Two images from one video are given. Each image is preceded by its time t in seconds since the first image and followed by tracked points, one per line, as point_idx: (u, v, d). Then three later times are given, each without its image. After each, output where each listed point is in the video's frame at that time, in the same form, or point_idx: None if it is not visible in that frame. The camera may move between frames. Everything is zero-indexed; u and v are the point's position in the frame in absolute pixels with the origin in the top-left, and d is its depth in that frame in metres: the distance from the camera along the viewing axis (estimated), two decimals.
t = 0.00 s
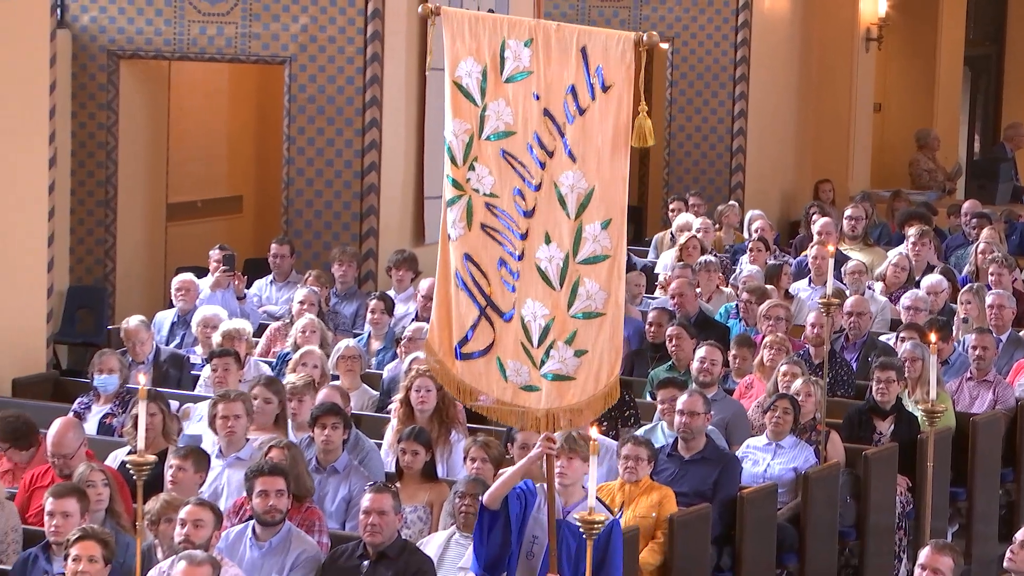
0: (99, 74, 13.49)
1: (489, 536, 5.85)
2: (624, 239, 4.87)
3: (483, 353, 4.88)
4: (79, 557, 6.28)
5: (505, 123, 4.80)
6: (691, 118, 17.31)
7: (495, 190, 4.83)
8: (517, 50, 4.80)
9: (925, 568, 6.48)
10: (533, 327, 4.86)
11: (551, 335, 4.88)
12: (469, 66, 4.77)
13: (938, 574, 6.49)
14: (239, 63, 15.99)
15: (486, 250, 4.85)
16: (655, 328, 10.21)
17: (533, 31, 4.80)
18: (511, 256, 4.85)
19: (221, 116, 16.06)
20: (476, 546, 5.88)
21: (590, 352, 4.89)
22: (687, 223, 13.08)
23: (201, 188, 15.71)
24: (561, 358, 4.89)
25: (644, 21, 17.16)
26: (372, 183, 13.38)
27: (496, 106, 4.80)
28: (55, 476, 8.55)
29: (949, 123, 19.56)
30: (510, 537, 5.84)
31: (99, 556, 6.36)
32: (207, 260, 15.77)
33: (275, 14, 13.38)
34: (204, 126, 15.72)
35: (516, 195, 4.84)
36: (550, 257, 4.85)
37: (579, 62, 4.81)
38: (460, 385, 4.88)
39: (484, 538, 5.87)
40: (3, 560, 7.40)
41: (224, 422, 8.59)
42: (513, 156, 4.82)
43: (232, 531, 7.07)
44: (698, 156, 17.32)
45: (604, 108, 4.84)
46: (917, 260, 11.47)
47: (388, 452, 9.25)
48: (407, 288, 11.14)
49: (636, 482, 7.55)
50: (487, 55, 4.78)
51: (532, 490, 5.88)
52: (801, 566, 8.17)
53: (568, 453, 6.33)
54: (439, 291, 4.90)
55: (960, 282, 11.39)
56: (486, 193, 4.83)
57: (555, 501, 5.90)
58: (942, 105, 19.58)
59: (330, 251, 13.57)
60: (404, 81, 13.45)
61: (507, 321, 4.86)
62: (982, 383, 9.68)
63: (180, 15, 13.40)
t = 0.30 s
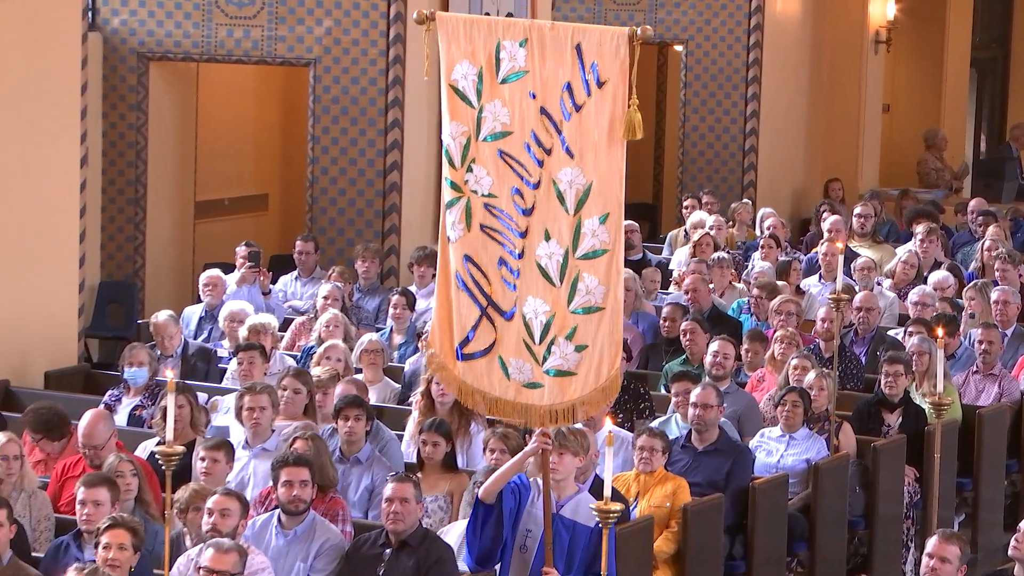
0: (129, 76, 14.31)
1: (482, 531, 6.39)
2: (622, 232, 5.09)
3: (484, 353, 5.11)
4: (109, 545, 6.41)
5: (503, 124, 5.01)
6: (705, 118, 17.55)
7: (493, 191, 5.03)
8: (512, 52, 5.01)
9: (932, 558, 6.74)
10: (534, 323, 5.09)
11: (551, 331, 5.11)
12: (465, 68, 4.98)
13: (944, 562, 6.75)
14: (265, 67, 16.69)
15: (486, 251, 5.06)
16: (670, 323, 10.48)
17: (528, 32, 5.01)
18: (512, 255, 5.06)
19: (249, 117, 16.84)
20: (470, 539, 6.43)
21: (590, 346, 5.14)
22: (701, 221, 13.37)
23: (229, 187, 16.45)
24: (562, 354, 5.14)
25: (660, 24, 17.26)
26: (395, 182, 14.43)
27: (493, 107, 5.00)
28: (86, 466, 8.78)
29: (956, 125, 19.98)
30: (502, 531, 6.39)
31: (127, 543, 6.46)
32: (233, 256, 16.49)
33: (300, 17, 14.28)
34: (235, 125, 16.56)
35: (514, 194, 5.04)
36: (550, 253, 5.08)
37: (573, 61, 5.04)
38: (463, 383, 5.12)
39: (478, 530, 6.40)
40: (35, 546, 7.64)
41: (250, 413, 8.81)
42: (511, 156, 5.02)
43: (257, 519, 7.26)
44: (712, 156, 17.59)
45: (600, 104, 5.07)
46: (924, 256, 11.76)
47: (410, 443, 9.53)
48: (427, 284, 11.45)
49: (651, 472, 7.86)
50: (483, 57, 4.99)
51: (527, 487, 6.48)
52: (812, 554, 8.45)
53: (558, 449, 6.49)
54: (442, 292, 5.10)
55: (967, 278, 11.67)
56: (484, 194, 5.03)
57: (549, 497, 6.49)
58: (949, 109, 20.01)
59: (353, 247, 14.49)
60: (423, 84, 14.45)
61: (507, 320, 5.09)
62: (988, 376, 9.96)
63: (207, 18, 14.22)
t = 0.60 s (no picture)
0: (159, 77, 14.70)
1: (481, 534, 6.54)
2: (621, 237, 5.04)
3: (484, 357, 5.05)
4: (140, 533, 6.54)
5: (501, 131, 4.95)
6: (719, 119, 17.87)
7: (492, 197, 4.97)
8: (510, 60, 4.94)
9: (940, 546, 6.84)
10: (533, 329, 5.01)
11: (550, 335, 5.04)
12: (462, 77, 4.93)
13: (953, 551, 6.86)
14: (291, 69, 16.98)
15: (485, 256, 5.00)
16: (685, 319, 10.76)
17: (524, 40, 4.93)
18: (510, 261, 5.00)
19: (274, 119, 17.14)
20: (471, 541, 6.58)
21: (589, 350, 5.07)
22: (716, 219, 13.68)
23: (254, 186, 16.82)
24: (561, 358, 5.06)
25: (675, 28, 17.55)
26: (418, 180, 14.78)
27: (491, 115, 4.94)
28: (117, 457, 9.00)
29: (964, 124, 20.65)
30: (499, 537, 6.52)
31: (156, 533, 6.59)
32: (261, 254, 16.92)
33: (324, 20, 14.64)
34: (260, 126, 16.86)
35: (512, 201, 4.98)
36: (548, 259, 5.01)
37: (570, 69, 4.97)
38: (462, 388, 5.04)
39: (478, 534, 6.55)
40: (67, 535, 7.87)
41: (278, 406, 9.07)
42: (509, 162, 4.97)
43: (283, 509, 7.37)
44: (726, 156, 17.94)
45: (597, 111, 5.00)
46: (933, 253, 12.03)
47: (432, 435, 9.80)
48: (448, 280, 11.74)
49: (666, 464, 8.16)
50: (480, 65, 4.93)
51: (523, 488, 6.56)
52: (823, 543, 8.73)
53: (554, 451, 6.48)
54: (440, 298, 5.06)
55: (975, 275, 11.95)
56: (483, 201, 4.98)
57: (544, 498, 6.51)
58: (958, 108, 20.64)
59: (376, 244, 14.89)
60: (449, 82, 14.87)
61: (506, 325, 5.02)
62: (995, 370, 10.22)
63: (236, 22, 14.58)
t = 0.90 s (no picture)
0: (191, 80, 15.07)
1: (475, 534, 6.18)
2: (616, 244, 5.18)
3: (480, 353, 5.16)
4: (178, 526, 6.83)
5: (497, 135, 5.07)
6: (735, 120, 18.24)
7: (488, 199, 5.09)
8: (506, 66, 5.08)
9: (950, 538, 6.97)
10: (529, 328, 5.16)
11: (547, 335, 5.18)
12: (461, 80, 5.04)
13: (963, 542, 6.98)
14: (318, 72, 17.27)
15: (483, 257, 5.12)
16: (701, 316, 11.05)
17: (520, 49, 5.08)
18: (507, 261, 5.13)
19: (301, 122, 17.48)
20: (464, 541, 6.22)
21: (586, 352, 5.20)
22: (732, 218, 13.98)
23: (283, 187, 17.14)
24: (558, 357, 5.21)
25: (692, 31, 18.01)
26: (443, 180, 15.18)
27: (488, 119, 5.06)
28: (149, 450, 9.26)
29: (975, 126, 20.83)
30: (493, 535, 6.16)
31: (192, 534, 6.87)
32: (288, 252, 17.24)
33: (351, 24, 15.04)
34: (288, 127, 17.18)
35: (509, 204, 5.11)
36: (544, 261, 5.14)
37: (565, 77, 5.11)
38: (461, 384, 5.16)
39: (470, 534, 6.20)
40: (100, 524, 8.16)
41: (305, 399, 9.35)
42: (506, 166, 5.09)
43: (310, 500, 7.64)
44: (743, 157, 18.28)
45: (592, 120, 5.15)
46: (943, 251, 12.29)
47: (456, 428, 10.08)
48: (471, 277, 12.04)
49: (682, 456, 8.37)
50: (478, 71, 5.05)
51: (517, 488, 6.21)
52: (836, 533, 9.00)
53: (550, 451, 6.32)
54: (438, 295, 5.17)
55: (984, 272, 12.22)
56: (480, 202, 5.09)
57: (540, 498, 6.15)
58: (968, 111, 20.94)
59: (402, 243, 15.22)
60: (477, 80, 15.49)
61: (503, 324, 5.15)
62: (1005, 365, 10.49)
63: (264, 26, 14.98)
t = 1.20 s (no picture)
0: (217, 82, 15.40)
1: (469, 531, 5.94)
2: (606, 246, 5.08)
3: (476, 348, 5.16)
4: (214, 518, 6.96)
5: (487, 137, 5.02)
6: (748, 121, 18.47)
7: (480, 199, 5.07)
8: (494, 70, 4.99)
9: (957, 528, 7.12)
10: (518, 328, 5.11)
11: (536, 335, 5.12)
12: (451, 82, 5.00)
13: (971, 532, 7.13)
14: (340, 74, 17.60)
15: (477, 255, 5.10)
16: (715, 312, 11.34)
17: (508, 52, 4.98)
18: (498, 260, 5.10)
19: (325, 121, 17.80)
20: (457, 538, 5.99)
21: (577, 351, 5.15)
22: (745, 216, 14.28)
23: (308, 185, 17.51)
24: (547, 358, 5.15)
25: (706, 35, 18.17)
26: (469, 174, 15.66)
27: (478, 121, 5.01)
28: (177, 442, 9.49)
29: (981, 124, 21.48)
30: (488, 532, 5.93)
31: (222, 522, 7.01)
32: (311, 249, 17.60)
33: (373, 28, 15.37)
34: (313, 127, 17.51)
35: (500, 205, 5.07)
36: (532, 262, 5.09)
37: (553, 82, 5.01)
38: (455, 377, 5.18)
39: (464, 531, 5.95)
40: (131, 514, 8.42)
41: (329, 392, 9.61)
42: (496, 167, 5.04)
43: (334, 490, 7.85)
44: (754, 156, 18.52)
45: (580, 125, 5.04)
46: (950, 248, 12.56)
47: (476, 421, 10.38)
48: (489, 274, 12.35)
49: (697, 448, 8.63)
50: (467, 73, 4.99)
51: (513, 484, 5.99)
52: (846, 524, 9.27)
53: (542, 448, 6.24)
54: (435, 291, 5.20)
55: (991, 269, 12.50)
56: (474, 201, 5.07)
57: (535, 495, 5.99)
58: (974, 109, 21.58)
59: (421, 240, 15.52)
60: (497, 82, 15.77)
61: (495, 321, 5.14)
62: (1011, 360, 10.76)
63: (290, 29, 15.31)
